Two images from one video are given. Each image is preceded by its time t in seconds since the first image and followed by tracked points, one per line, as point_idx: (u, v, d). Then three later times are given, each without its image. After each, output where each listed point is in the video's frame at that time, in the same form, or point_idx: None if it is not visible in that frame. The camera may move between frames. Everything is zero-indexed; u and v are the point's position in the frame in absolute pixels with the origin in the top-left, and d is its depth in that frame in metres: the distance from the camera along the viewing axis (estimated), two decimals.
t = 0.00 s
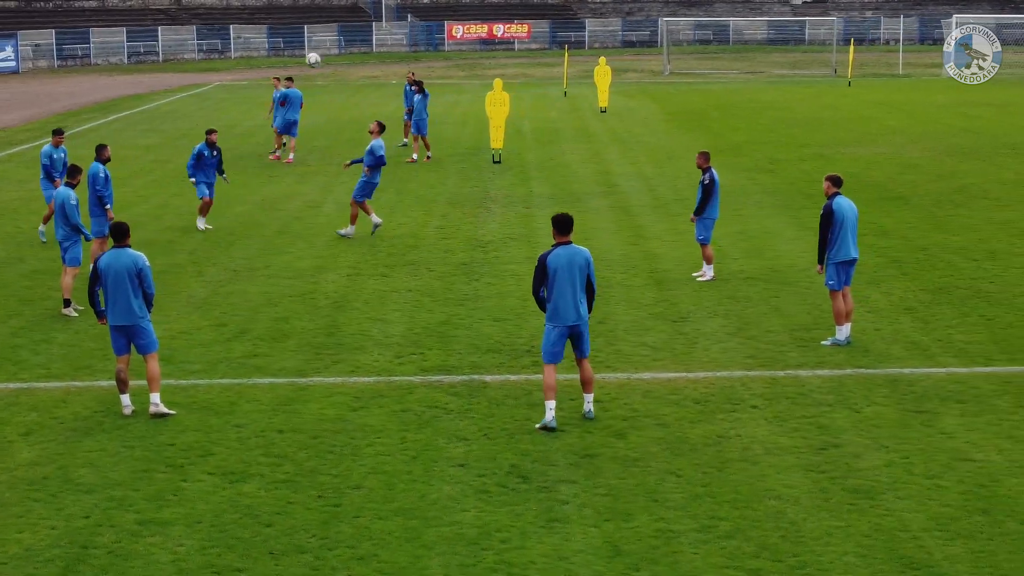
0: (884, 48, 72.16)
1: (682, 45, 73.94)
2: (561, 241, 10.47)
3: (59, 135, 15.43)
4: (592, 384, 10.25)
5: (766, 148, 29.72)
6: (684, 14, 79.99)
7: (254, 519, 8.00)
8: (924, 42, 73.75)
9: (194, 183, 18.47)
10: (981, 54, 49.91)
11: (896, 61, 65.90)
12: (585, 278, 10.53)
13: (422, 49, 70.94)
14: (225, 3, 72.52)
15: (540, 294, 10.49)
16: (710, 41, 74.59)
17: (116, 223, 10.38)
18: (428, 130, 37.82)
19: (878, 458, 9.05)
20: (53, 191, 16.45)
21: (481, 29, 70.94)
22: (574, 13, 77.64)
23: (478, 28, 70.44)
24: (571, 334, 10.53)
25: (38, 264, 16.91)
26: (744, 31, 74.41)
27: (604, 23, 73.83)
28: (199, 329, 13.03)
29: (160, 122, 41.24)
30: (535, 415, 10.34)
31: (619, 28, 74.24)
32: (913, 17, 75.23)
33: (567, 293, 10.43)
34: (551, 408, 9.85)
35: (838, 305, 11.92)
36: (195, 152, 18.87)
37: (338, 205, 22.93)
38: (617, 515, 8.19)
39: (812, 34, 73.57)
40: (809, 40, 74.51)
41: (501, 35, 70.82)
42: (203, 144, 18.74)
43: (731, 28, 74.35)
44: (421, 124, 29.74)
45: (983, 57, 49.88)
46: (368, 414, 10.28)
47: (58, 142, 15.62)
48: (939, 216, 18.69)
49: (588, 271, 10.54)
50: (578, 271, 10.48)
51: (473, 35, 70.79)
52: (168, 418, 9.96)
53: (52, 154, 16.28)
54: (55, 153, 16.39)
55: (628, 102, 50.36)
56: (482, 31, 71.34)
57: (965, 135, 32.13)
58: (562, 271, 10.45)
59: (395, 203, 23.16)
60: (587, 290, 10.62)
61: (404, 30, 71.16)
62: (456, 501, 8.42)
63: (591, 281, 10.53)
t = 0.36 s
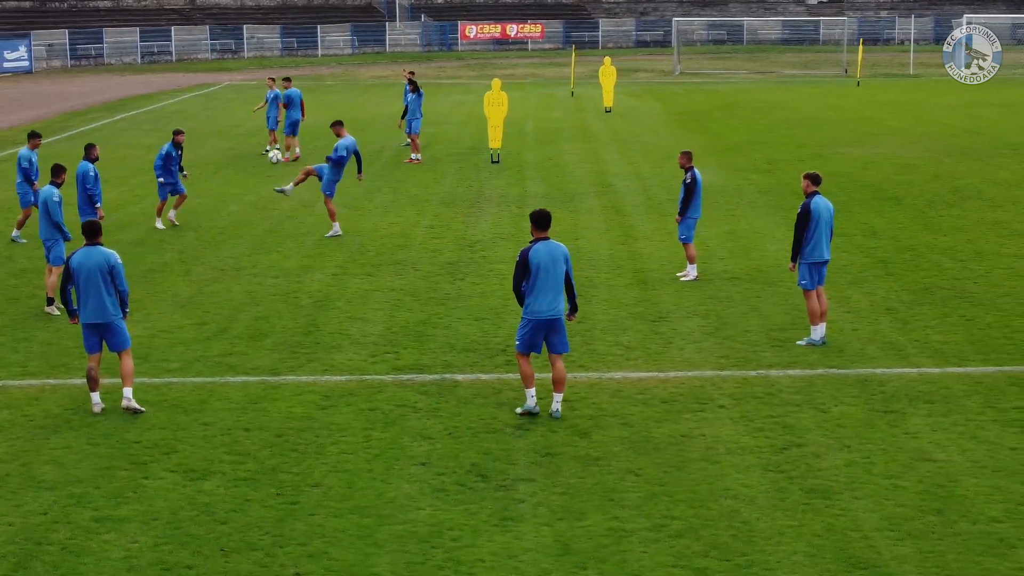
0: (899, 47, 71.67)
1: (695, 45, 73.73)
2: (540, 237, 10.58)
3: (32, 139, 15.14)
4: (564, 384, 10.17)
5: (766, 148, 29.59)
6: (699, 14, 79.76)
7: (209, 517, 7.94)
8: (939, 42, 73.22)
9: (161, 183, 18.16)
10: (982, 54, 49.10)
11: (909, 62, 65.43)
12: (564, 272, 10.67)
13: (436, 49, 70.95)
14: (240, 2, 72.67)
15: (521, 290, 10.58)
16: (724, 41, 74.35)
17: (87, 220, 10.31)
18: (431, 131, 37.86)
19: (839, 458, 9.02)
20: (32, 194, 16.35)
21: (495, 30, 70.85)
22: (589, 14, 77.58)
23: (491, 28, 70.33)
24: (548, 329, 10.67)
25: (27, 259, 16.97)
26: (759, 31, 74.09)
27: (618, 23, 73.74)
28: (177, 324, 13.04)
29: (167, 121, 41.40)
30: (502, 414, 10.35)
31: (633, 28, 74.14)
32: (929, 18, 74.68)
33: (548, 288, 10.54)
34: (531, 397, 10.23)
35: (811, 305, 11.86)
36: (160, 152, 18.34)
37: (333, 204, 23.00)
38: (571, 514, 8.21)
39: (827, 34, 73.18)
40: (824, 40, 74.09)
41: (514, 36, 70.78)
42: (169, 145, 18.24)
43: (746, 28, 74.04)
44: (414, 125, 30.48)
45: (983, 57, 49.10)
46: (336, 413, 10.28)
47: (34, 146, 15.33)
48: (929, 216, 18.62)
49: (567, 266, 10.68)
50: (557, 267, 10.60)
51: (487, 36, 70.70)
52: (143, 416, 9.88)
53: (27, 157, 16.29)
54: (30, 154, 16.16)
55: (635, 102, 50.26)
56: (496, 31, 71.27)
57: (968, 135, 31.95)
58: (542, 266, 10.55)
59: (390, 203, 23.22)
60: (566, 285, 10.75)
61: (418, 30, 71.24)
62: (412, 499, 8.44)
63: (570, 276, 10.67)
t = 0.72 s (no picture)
0: (936, 47, 70.77)
1: (729, 45, 73.30)
2: (517, 236, 10.69)
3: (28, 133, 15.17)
4: (544, 376, 10.33)
5: (784, 148, 29.40)
6: (733, 15, 79.31)
7: (183, 512, 8.00)
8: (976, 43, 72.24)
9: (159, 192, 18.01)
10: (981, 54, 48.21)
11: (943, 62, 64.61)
12: (544, 269, 10.76)
13: (469, 49, 71.13)
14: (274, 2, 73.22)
15: (502, 290, 10.73)
16: (758, 41, 73.87)
17: (92, 217, 10.20)
18: (453, 131, 37.95)
19: (817, 459, 8.97)
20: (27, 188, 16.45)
21: (528, 29, 70.85)
22: (622, 14, 77.41)
23: (524, 28, 70.35)
24: (532, 325, 10.81)
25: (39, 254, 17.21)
26: (793, 31, 73.50)
27: (651, 23, 73.54)
28: (175, 323, 13.20)
29: (194, 121, 41.82)
30: (486, 412, 10.39)
31: (666, 28, 73.94)
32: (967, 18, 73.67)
33: (528, 286, 10.67)
34: (520, 396, 10.37)
35: (805, 306, 11.79)
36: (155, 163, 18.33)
37: (346, 204, 23.17)
38: (541, 513, 8.23)
39: (862, 34, 72.46)
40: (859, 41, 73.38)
41: (547, 36, 70.76)
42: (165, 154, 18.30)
43: (780, 28, 73.50)
44: (430, 124, 30.68)
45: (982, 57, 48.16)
46: (321, 410, 10.36)
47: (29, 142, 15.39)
48: (939, 217, 18.45)
49: (548, 262, 10.77)
50: (537, 264, 10.70)
51: (520, 36, 70.70)
52: (138, 411, 10.05)
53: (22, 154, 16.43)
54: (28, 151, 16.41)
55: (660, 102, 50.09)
56: (529, 31, 71.31)
57: (992, 137, 31.56)
58: (522, 264, 10.67)
59: (403, 203, 23.35)
60: (548, 280, 10.84)
61: (451, 31, 71.46)
62: (386, 496, 8.48)
63: (551, 271, 10.76)
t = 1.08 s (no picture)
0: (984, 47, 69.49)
1: (773, 45, 72.58)
2: (516, 232, 10.60)
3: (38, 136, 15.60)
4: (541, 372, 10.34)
5: (814, 148, 29.11)
6: (778, 14, 78.57)
7: (166, 506, 8.13)
8: None
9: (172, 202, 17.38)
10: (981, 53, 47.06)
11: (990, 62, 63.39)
12: (542, 267, 10.67)
13: (512, 49, 71.21)
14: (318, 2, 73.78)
15: (499, 286, 10.68)
16: (803, 41, 73.06)
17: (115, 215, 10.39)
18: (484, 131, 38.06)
19: (803, 459, 8.91)
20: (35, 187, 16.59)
21: (571, 30, 70.75)
22: (666, 13, 77.01)
23: (567, 28, 70.27)
24: (528, 322, 10.73)
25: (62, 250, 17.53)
26: (838, 31, 72.61)
27: (695, 23, 73.09)
28: (184, 320, 13.39)
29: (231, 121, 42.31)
30: (479, 410, 10.43)
31: (710, 28, 73.49)
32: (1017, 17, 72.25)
33: (525, 284, 10.58)
34: (513, 394, 10.39)
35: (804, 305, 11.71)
36: (160, 158, 17.51)
37: (369, 203, 23.32)
38: (521, 510, 8.25)
39: (909, 35, 71.40)
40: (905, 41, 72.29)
41: (590, 36, 70.56)
42: (171, 148, 17.53)
43: (825, 28, 72.66)
44: (459, 124, 30.73)
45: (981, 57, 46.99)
46: (317, 406, 10.46)
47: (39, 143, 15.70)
48: (960, 218, 18.18)
49: (546, 260, 10.66)
50: (535, 262, 10.61)
51: (563, 36, 70.62)
52: (136, 406, 10.22)
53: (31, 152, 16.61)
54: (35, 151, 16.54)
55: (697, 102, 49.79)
56: (571, 31, 71.19)
57: None
58: (519, 261, 10.59)
59: (425, 202, 23.45)
60: (546, 278, 10.75)
61: (494, 30, 71.58)
62: (369, 492, 8.55)
63: (549, 269, 10.67)
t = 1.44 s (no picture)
0: None
1: (816, 45, 71.89)
2: (529, 229, 10.53)
3: (54, 132, 16.07)
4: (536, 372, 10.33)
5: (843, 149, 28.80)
6: (822, 14, 77.87)
7: (150, 501, 8.25)
8: None
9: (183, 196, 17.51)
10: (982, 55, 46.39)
11: None
12: (553, 263, 10.64)
13: (554, 49, 71.21)
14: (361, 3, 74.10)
15: (510, 281, 10.54)
16: (847, 41, 72.27)
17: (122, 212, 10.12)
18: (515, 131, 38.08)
19: (790, 459, 8.85)
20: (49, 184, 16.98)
21: (613, 29, 70.54)
22: (709, 13, 76.59)
23: (609, 28, 70.13)
24: (538, 318, 10.63)
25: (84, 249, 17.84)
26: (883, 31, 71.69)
27: (738, 23, 72.65)
28: (192, 319, 13.57)
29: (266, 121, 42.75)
30: (473, 408, 10.48)
31: (753, 28, 73.03)
32: None
33: (537, 279, 10.50)
34: (511, 389, 10.44)
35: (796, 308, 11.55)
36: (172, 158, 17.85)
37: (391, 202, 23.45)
38: (500, 507, 8.27)
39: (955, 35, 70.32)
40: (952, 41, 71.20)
41: (632, 36, 70.28)
42: (181, 147, 17.89)
43: (869, 29, 71.83)
44: (486, 124, 30.81)
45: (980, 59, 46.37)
46: (312, 403, 10.57)
47: (54, 140, 16.33)
48: (982, 219, 17.91)
49: (556, 257, 10.64)
50: (547, 258, 10.56)
51: (605, 36, 70.49)
52: (136, 402, 10.39)
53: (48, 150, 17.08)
54: (49, 148, 16.97)
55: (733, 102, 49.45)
56: (613, 31, 71.00)
57: None
58: (532, 257, 10.49)
59: (447, 201, 23.54)
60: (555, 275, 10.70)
61: (536, 30, 71.65)
62: (351, 488, 8.62)
63: (559, 266, 10.64)
